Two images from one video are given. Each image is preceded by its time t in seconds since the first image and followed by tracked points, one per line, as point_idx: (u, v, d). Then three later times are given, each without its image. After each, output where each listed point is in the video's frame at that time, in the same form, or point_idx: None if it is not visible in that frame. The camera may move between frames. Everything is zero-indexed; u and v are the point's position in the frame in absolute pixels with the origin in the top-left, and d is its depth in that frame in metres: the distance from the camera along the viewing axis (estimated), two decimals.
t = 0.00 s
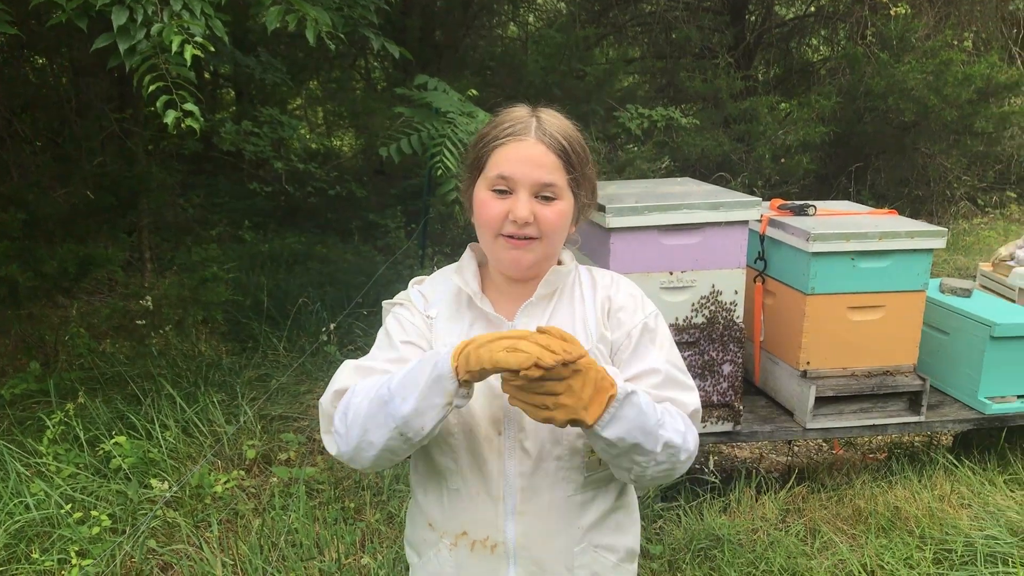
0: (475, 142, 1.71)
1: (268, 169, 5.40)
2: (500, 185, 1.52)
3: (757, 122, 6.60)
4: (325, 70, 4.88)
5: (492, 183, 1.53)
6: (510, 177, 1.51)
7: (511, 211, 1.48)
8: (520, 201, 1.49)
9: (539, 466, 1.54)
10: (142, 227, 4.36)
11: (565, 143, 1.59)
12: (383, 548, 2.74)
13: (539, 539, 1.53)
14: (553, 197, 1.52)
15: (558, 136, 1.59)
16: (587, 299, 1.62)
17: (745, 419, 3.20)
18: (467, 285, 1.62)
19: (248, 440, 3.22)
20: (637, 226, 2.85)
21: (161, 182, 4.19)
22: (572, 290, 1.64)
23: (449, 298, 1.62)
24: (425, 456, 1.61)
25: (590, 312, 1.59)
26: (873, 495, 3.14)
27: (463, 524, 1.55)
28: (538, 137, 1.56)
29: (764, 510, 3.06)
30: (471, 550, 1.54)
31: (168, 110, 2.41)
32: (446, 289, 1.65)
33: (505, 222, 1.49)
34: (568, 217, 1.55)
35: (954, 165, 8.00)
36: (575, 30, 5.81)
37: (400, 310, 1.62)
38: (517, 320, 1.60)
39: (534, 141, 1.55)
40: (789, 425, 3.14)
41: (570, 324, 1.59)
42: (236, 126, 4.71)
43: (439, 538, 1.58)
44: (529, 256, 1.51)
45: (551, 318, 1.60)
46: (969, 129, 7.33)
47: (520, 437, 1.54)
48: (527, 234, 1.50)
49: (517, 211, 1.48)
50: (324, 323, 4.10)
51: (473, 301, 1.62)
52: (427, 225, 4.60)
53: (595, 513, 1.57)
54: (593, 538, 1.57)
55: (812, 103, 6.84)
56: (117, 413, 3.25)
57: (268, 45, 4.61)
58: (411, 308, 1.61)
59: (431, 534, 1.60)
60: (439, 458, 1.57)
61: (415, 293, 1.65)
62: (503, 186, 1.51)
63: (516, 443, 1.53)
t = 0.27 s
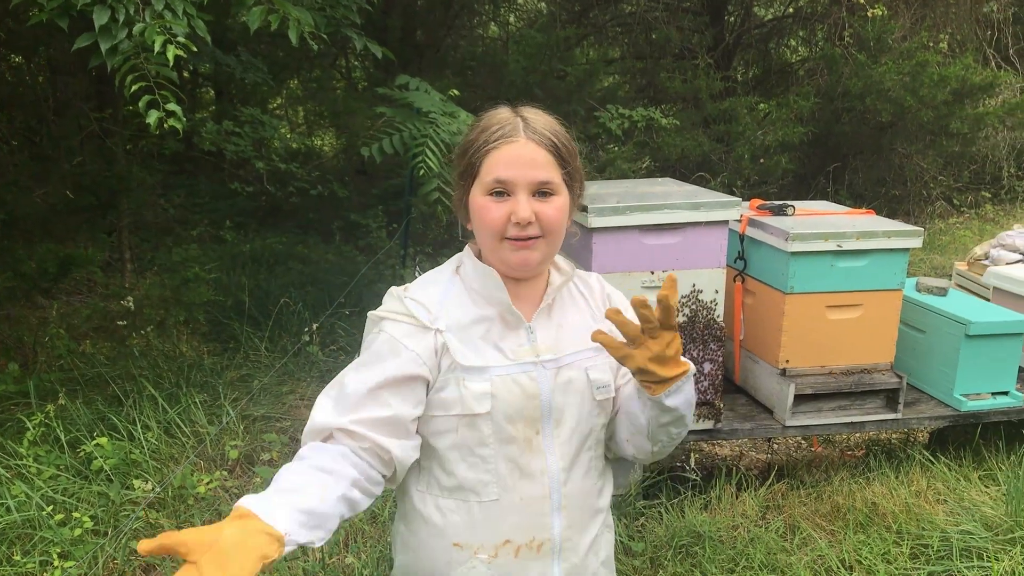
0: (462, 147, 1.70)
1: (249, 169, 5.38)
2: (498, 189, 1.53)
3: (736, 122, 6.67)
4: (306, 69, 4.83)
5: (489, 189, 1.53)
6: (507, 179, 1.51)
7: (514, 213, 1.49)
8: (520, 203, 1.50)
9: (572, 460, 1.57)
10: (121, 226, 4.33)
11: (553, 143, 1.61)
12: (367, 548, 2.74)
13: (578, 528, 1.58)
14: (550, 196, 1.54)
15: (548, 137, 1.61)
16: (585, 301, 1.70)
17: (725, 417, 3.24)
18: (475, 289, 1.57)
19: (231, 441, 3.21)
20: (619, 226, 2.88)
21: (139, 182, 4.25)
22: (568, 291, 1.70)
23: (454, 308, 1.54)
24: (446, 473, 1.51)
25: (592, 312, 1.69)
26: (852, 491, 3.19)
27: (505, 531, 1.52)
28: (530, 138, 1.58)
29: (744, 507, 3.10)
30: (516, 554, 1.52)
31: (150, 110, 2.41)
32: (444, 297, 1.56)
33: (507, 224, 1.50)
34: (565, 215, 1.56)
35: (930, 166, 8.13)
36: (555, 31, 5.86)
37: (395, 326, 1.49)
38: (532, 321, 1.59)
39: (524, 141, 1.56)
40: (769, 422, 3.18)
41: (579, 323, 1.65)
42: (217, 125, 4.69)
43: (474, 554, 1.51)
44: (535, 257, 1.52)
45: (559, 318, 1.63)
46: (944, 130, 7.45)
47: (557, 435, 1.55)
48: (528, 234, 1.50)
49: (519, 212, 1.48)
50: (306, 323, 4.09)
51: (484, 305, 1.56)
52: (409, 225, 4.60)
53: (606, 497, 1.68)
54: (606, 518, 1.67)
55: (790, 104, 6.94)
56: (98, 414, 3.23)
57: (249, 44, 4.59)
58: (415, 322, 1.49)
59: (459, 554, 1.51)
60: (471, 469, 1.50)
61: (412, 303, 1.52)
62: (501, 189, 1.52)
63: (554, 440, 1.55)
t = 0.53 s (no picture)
0: (438, 156, 1.67)
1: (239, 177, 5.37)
2: (478, 210, 1.53)
3: (725, 134, 6.73)
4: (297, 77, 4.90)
5: (468, 207, 1.53)
6: (489, 201, 1.52)
7: (492, 237, 1.50)
8: (499, 227, 1.51)
9: (562, 474, 1.59)
10: (111, 235, 4.31)
11: (534, 167, 1.62)
12: (356, 558, 2.72)
13: (568, 538, 1.62)
14: (527, 221, 1.55)
15: (530, 160, 1.61)
16: (568, 311, 1.72)
17: (715, 427, 3.24)
18: (448, 310, 1.56)
19: (220, 450, 3.19)
20: (609, 237, 2.90)
21: (129, 190, 4.21)
22: (547, 303, 1.71)
23: (428, 334, 1.54)
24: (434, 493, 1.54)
25: (576, 321, 1.70)
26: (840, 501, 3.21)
27: (496, 546, 1.56)
28: (515, 160, 1.57)
29: (734, 517, 3.10)
30: (508, 567, 1.56)
31: (142, 119, 2.41)
32: (417, 322, 1.55)
33: (485, 246, 1.50)
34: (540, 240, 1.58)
35: (917, 178, 8.21)
36: (546, 41, 5.88)
37: (372, 362, 1.48)
38: (510, 338, 1.61)
39: (509, 163, 1.56)
40: (758, 433, 3.19)
41: (561, 335, 1.67)
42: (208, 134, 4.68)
43: (467, 568, 1.56)
44: (507, 280, 1.53)
45: (538, 332, 1.65)
46: (930, 142, 7.52)
47: (543, 449, 1.58)
48: (505, 258, 1.51)
49: (498, 236, 1.49)
50: (295, 331, 4.08)
51: (457, 326, 1.56)
52: (399, 234, 4.60)
53: (595, 503, 1.71)
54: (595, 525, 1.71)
55: (778, 116, 7.02)
56: (86, 423, 3.20)
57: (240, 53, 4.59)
58: (389, 354, 1.49)
59: (452, 569, 1.56)
60: (458, 489, 1.53)
61: (383, 335, 1.51)
62: (480, 210, 1.52)
63: (539, 455, 1.57)
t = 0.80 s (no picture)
0: (446, 157, 1.66)
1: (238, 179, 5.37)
2: (490, 210, 1.52)
3: (724, 137, 6.74)
4: (295, 80, 4.83)
5: (480, 207, 1.52)
6: (500, 200, 1.51)
7: (505, 235, 1.49)
8: (512, 224, 1.50)
9: (560, 481, 1.58)
10: (109, 236, 4.30)
11: (544, 162, 1.61)
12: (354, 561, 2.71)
13: (564, 546, 1.61)
14: (541, 217, 1.54)
15: (541, 156, 1.61)
16: (577, 317, 1.70)
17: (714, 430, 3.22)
18: (456, 312, 1.55)
19: (218, 452, 3.18)
20: (609, 239, 2.89)
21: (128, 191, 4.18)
22: (556, 307, 1.70)
23: (434, 335, 1.53)
24: (431, 494, 1.55)
25: (584, 328, 1.68)
26: (840, 504, 3.20)
27: (491, 549, 1.56)
28: (525, 157, 1.57)
29: (734, 520, 3.10)
30: (501, 571, 1.57)
31: (140, 120, 2.40)
32: (424, 322, 1.55)
33: (499, 246, 1.49)
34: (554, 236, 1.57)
35: (915, 181, 8.22)
36: (545, 44, 5.89)
37: (377, 360, 1.47)
38: (517, 342, 1.59)
39: (518, 160, 1.55)
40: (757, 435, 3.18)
41: (567, 341, 1.65)
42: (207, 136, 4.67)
43: (460, 568, 1.57)
44: (524, 278, 1.52)
45: (545, 337, 1.64)
46: (929, 145, 7.53)
47: (543, 456, 1.57)
48: (519, 256, 1.51)
49: (512, 234, 1.49)
50: (293, 334, 4.07)
51: (463, 328, 1.56)
52: (398, 236, 4.60)
53: (595, 511, 1.70)
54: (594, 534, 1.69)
55: (777, 119, 7.04)
56: (84, 425, 3.19)
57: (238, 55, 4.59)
58: (393, 352, 1.48)
59: (446, 567, 1.58)
60: (455, 492, 1.54)
61: (390, 333, 1.50)
62: (493, 209, 1.52)
63: (538, 462, 1.56)
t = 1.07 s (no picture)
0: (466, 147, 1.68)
1: (240, 175, 5.36)
2: (506, 197, 1.52)
3: (727, 133, 6.73)
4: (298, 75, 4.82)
5: (496, 195, 1.52)
6: (517, 187, 1.51)
7: (521, 222, 1.48)
8: (529, 212, 1.50)
9: (569, 473, 1.57)
10: (112, 232, 4.30)
11: (562, 149, 1.61)
12: (358, 557, 2.72)
13: (571, 540, 1.59)
14: (558, 204, 1.54)
15: (558, 142, 1.60)
16: (595, 309, 1.67)
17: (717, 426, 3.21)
18: (473, 300, 1.57)
19: (221, 448, 3.18)
20: (612, 235, 2.88)
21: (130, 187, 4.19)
22: (576, 298, 1.68)
23: (448, 321, 1.55)
24: (443, 478, 1.57)
25: (602, 320, 1.65)
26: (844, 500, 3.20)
27: (496, 538, 1.56)
28: (541, 144, 1.56)
29: (737, 516, 3.09)
30: (505, 560, 1.57)
31: (143, 116, 2.40)
32: (440, 308, 1.57)
33: (515, 233, 1.49)
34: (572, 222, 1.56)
35: (919, 177, 8.20)
36: (548, 40, 5.88)
37: (391, 343, 1.51)
38: (530, 332, 1.59)
39: (534, 148, 1.55)
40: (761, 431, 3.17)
41: (582, 333, 1.63)
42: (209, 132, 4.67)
43: (467, 554, 1.58)
44: (540, 266, 1.52)
45: (560, 328, 1.62)
46: (933, 141, 7.51)
47: (551, 448, 1.55)
48: (536, 243, 1.50)
49: (528, 222, 1.48)
50: (297, 330, 4.07)
51: (477, 316, 1.57)
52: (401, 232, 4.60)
53: (608, 507, 1.67)
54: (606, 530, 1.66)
55: (780, 114, 7.02)
56: (88, 421, 3.20)
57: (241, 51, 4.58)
58: (406, 336, 1.52)
59: (453, 553, 1.59)
60: (462, 477, 1.55)
61: (406, 317, 1.54)
62: (509, 197, 1.51)
63: (545, 452, 1.55)
